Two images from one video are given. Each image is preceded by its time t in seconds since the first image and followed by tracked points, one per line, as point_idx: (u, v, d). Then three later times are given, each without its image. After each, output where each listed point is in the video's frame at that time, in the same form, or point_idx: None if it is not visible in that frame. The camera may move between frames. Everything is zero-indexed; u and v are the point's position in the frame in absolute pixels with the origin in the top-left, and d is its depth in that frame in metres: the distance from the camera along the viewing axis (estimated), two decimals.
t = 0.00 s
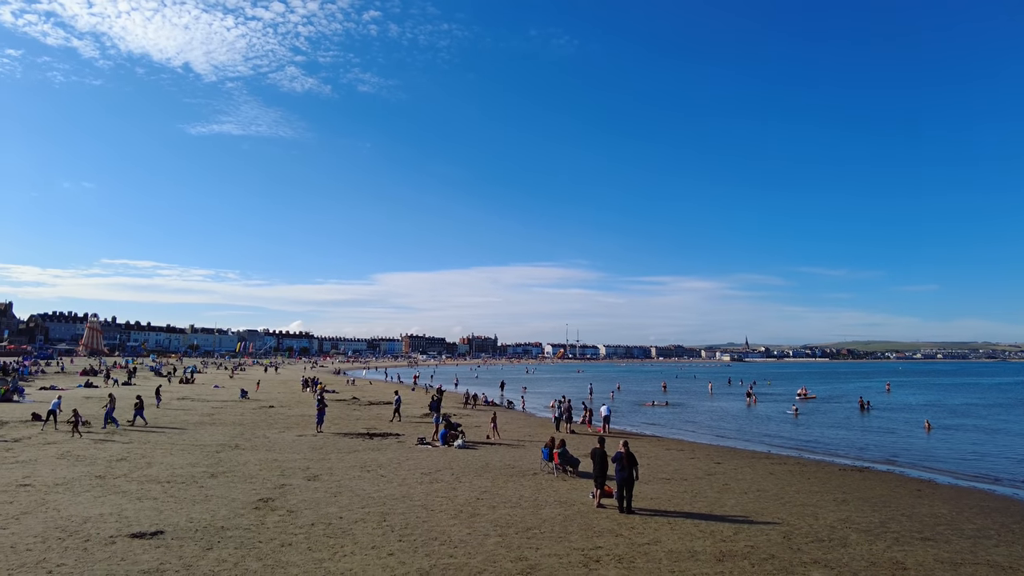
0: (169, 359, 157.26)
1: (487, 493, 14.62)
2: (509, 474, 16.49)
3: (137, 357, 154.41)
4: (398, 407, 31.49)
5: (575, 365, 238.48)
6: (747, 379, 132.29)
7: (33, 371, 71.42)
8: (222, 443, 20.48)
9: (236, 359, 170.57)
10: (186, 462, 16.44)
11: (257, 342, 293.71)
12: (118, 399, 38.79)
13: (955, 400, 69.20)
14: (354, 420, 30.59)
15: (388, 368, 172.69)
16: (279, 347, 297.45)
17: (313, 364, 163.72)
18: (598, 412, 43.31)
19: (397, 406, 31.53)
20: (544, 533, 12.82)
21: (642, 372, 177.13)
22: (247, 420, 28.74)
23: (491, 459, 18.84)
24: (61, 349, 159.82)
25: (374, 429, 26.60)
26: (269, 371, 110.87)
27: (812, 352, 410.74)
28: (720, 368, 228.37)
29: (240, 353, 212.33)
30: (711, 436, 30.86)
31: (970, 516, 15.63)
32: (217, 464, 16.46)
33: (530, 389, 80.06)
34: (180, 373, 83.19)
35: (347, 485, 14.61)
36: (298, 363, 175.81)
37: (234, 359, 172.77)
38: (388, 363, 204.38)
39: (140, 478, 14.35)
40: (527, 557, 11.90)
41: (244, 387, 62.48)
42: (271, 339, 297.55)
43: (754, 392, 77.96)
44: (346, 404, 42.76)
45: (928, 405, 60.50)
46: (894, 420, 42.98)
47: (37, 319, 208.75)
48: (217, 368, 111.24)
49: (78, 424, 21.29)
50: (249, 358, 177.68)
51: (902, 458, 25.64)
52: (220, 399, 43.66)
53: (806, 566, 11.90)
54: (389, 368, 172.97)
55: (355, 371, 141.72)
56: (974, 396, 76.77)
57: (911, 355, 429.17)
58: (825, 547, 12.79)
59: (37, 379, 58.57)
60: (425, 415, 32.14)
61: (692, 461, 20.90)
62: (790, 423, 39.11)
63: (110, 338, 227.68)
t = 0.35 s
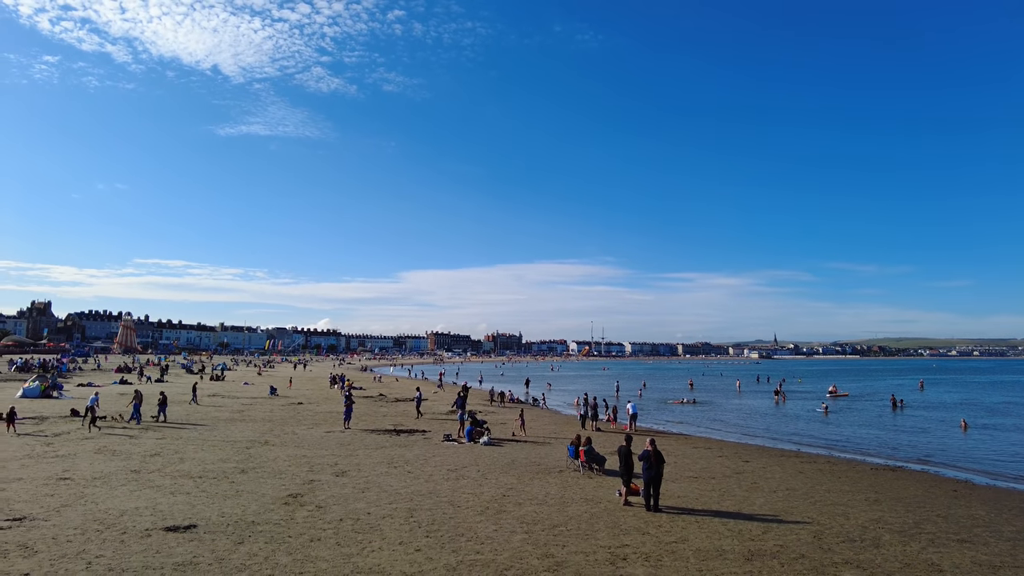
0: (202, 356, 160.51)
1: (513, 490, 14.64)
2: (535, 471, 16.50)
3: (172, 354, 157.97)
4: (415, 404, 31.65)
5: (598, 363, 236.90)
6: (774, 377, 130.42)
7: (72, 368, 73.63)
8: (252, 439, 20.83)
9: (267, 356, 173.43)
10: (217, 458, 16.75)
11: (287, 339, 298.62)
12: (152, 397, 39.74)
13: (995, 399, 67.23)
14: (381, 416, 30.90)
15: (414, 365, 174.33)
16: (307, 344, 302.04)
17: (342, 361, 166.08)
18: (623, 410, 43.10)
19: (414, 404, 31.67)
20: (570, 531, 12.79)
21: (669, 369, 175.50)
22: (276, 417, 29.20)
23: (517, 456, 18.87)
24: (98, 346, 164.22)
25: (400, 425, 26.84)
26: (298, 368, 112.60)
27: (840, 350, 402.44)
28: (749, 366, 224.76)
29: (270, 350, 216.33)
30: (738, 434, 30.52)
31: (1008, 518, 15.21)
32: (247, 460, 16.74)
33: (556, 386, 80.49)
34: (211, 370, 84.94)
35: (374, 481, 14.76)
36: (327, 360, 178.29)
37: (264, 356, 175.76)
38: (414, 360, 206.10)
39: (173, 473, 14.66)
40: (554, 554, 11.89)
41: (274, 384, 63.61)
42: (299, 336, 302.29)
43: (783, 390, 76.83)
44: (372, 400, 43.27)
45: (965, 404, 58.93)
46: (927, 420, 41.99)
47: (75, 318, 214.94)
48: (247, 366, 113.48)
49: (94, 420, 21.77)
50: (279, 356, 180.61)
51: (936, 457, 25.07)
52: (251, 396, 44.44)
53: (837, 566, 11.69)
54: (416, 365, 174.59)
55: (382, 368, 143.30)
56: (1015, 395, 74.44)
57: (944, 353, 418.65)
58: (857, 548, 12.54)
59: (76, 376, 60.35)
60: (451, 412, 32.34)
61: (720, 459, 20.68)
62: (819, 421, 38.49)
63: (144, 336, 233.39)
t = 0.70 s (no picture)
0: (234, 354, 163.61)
1: (540, 488, 14.64)
2: (562, 469, 16.48)
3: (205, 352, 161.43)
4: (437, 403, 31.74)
5: (623, 361, 235.39)
6: (804, 375, 128.10)
7: (110, 366, 75.67)
8: (282, 436, 21.13)
9: (297, 353, 176.11)
10: (248, 454, 17.04)
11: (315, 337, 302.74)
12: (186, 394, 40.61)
13: None
14: (408, 413, 31.18)
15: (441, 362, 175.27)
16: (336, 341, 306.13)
17: (370, 359, 167.62)
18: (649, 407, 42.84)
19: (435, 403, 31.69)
20: (598, 529, 12.75)
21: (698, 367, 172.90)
22: (306, 413, 29.62)
23: (543, 453, 18.85)
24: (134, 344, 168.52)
25: (427, 422, 27.00)
26: (327, 365, 114.07)
27: (869, 347, 394.05)
28: (779, 364, 220.43)
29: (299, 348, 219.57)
30: (766, 433, 30.12)
31: None
32: (277, 456, 17.00)
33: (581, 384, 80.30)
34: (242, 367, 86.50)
35: (402, 478, 14.87)
36: (356, 357, 180.40)
37: (294, 353, 178.54)
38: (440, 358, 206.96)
39: (206, 468, 14.95)
40: (581, 552, 11.85)
41: (304, 380, 64.70)
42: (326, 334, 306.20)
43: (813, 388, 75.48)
44: (400, 397, 43.63)
45: (1004, 403, 57.16)
46: (964, 419, 40.89)
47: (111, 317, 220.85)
48: (278, 363, 115.38)
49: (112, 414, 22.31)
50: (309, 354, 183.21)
51: (972, 458, 24.43)
52: (280, 393, 45.15)
53: (870, 568, 11.45)
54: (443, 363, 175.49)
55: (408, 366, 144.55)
56: None
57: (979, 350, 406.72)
58: (891, 549, 12.28)
59: (114, 373, 62.00)
60: (477, 410, 32.48)
61: (749, 458, 20.41)
62: (849, 420, 37.79)
63: (176, 334, 238.72)
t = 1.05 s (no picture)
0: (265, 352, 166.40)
1: (568, 486, 14.62)
2: (589, 467, 16.45)
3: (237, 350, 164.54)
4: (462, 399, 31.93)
5: (648, 360, 233.38)
6: (835, 373, 125.56)
7: (146, 364, 77.69)
8: (313, 433, 21.45)
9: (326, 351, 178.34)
10: (279, 450, 17.32)
11: (342, 334, 306.81)
12: (218, 391, 41.49)
13: None
14: (435, 411, 31.41)
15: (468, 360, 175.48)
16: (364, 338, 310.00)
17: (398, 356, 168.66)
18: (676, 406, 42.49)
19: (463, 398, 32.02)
20: (626, 527, 12.69)
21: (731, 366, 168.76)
22: (335, 410, 30.04)
23: (571, 452, 18.82)
24: (168, 343, 172.45)
25: (454, 420, 27.17)
26: (356, 363, 115.30)
27: (901, 345, 384.19)
28: (809, 362, 215.92)
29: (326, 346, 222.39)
30: (797, 432, 29.64)
31: None
32: (307, 452, 17.25)
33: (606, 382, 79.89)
34: (272, 365, 87.98)
35: (430, 475, 14.98)
36: (384, 355, 182.03)
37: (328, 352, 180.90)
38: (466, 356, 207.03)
39: (238, 464, 15.23)
40: (609, 551, 11.80)
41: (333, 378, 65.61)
42: (352, 332, 309.89)
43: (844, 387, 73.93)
44: (427, 395, 43.96)
45: None
46: (1004, 420, 39.66)
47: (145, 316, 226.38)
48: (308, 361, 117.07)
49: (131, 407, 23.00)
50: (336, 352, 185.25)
51: (1013, 459, 23.73)
52: (311, 390, 45.83)
53: (907, 571, 11.20)
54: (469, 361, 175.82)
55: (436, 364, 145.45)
56: None
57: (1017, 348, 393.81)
58: (928, 552, 12.00)
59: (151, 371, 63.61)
60: (503, 408, 32.60)
61: (779, 457, 20.12)
62: (883, 420, 36.99)
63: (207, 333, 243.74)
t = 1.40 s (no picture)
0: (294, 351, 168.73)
1: (594, 485, 14.57)
2: (617, 467, 16.38)
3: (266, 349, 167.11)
4: (483, 397, 32.01)
5: (678, 358, 229.86)
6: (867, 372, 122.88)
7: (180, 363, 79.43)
8: (341, 431, 21.70)
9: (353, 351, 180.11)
10: (308, 448, 17.55)
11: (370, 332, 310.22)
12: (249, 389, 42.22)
13: None
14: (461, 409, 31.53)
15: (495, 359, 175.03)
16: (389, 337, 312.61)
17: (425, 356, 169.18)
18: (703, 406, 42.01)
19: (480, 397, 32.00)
20: (654, 528, 12.61)
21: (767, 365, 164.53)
22: (363, 409, 30.38)
23: (597, 451, 18.76)
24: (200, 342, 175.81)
25: (480, 419, 27.28)
26: (383, 362, 116.36)
27: (935, 343, 373.98)
28: (839, 361, 211.45)
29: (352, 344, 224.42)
30: (827, 432, 29.12)
31: None
32: (336, 450, 17.46)
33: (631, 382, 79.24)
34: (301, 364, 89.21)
35: (457, 473, 15.04)
36: (410, 354, 183.15)
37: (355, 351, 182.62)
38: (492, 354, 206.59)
39: (268, 462, 15.48)
40: (637, 551, 11.74)
41: (360, 376, 66.30)
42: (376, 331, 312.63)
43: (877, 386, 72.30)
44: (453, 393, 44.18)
45: None
46: None
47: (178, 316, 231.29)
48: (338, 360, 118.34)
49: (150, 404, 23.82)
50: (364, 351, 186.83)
51: None
52: (339, 389, 46.38)
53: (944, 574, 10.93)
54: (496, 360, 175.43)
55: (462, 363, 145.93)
56: None
57: None
58: (966, 557, 11.70)
59: (184, 369, 64.98)
60: (529, 407, 32.62)
61: (810, 457, 19.79)
62: (917, 420, 36.11)
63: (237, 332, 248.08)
